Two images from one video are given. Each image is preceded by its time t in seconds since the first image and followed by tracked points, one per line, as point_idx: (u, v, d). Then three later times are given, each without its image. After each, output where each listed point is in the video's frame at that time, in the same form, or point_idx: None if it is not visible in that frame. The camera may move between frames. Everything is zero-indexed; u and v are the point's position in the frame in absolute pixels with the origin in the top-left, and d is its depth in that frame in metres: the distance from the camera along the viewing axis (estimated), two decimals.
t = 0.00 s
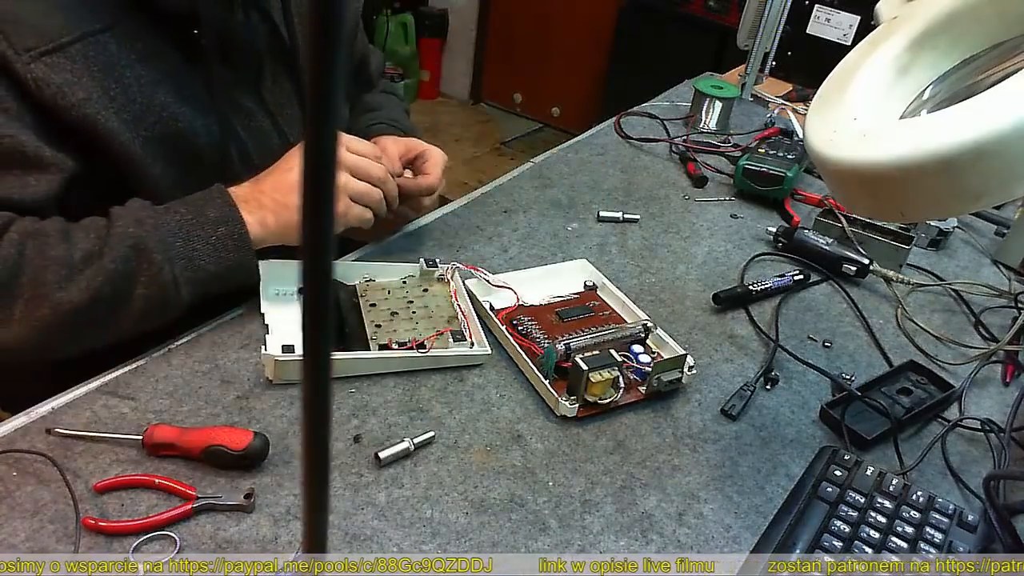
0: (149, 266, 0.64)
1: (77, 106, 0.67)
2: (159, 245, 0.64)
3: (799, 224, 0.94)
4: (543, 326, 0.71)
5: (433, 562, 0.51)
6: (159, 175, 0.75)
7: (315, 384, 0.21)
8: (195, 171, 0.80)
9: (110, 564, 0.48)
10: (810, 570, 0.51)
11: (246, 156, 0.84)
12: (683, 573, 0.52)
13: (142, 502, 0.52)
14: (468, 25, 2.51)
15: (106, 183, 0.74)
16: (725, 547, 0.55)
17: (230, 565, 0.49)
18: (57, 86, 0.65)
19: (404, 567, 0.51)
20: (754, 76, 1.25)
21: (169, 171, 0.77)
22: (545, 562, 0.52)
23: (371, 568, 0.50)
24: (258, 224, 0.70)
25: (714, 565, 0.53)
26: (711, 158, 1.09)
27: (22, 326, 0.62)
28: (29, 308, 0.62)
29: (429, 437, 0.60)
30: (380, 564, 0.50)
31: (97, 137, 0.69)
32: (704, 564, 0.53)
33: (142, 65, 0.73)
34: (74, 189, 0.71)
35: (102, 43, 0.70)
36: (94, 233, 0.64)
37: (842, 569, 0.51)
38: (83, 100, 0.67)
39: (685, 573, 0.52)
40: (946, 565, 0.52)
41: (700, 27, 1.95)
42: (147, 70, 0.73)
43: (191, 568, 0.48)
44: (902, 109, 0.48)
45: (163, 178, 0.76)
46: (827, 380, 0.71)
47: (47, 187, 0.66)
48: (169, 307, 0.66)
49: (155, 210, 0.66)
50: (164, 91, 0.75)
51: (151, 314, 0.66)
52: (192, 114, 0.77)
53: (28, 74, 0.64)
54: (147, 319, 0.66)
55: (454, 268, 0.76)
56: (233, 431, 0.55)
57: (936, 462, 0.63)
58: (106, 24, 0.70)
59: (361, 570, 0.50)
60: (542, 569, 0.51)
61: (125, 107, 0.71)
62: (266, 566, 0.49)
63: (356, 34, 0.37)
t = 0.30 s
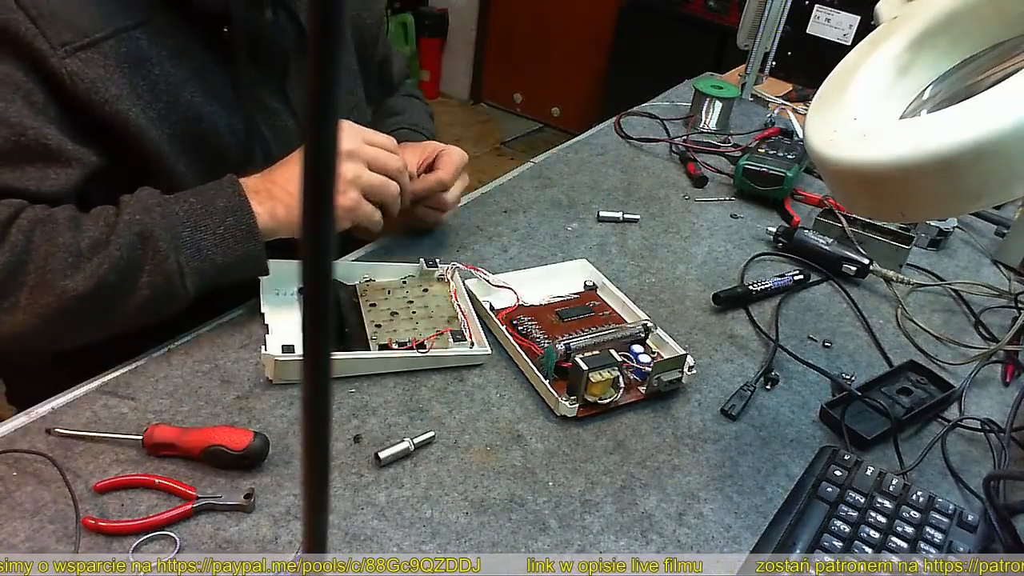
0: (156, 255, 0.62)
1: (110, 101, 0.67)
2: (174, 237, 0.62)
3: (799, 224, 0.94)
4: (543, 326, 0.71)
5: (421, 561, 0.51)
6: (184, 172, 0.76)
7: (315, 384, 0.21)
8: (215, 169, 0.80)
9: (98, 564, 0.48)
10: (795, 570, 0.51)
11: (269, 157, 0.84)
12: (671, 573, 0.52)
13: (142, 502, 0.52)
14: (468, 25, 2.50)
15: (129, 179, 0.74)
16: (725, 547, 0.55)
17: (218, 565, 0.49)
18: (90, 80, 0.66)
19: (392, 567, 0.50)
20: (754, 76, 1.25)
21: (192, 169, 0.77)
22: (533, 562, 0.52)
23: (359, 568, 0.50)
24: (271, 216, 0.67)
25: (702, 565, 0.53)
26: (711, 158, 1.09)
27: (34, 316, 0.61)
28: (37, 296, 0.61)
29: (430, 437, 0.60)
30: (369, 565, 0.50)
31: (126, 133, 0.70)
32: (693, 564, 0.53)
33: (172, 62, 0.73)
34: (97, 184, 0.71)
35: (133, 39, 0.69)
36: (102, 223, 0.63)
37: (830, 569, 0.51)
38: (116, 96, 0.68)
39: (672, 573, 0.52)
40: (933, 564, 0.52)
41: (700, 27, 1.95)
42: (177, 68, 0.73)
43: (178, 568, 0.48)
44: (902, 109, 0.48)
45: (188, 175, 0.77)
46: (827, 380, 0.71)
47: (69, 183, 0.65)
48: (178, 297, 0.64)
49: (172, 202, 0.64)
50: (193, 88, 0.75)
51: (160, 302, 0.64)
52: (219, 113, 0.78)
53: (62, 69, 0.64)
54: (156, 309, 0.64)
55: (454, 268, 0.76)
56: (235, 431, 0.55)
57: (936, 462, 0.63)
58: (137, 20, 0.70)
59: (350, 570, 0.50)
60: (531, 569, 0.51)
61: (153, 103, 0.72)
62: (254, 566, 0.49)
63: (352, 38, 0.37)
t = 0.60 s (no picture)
0: (194, 282, 0.62)
1: (92, 120, 0.67)
2: (212, 264, 0.63)
3: (799, 224, 0.94)
4: (543, 326, 0.71)
5: (408, 562, 0.51)
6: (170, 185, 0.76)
7: (315, 384, 0.21)
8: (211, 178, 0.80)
9: (85, 564, 0.48)
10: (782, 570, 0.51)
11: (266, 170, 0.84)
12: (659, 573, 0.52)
13: (142, 502, 0.52)
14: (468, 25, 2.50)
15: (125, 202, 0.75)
16: (725, 547, 0.55)
17: (205, 564, 0.49)
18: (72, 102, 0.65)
19: (380, 567, 0.50)
20: (754, 76, 1.25)
21: (182, 183, 0.77)
22: (521, 562, 0.52)
23: (347, 568, 0.50)
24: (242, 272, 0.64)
25: (690, 565, 0.53)
26: (711, 158, 1.09)
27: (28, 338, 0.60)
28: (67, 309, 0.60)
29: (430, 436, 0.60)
30: (356, 564, 0.50)
31: (113, 153, 0.70)
32: (681, 564, 0.53)
33: (165, 76, 0.73)
34: (93, 197, 0.71)
35: (121, 54, 0.69)
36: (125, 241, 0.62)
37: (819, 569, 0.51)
38: (99, 116, 0.68)
39: (661, 573, 0.52)
40: (922, 564, 0.52)
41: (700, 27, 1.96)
42: (169, 81, 0.73)
43: (166, 568, 0.48)
44: (902, 109, 0.48)
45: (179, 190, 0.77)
46: (827, 380, 0.71)
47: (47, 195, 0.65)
48: (215, 327, 0.64)
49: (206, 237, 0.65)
50: (186, 100, 0.74)
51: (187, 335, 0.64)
52: (211, 126, 0.77)
53: (45, 88, 0.64)
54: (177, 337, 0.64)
55: (455, 269, 0.77)
56: (234, 431, 0.55)
57: (936, 462, 0.63)
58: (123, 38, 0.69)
59: (337, 570, 0.50)
60: (517, 569, 0.51)
61: (140, 120, 0.71)
62: (242, 566, 0.49)
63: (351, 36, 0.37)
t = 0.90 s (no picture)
0: (218, 297, 0.62)
1: (65, 137, 0.66)
2: (234, 278, 0.63)
3: (799, 224, 0.94)
4: (543, 326, 0.71)
5: (397, 562, 0.51)
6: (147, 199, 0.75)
7: (315, 384, 0.21)
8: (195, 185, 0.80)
9: (74, 564, 0.47)
10: (772, 571, 0.51)
11: (244, 175, 0.84)
12: (647, 573, 0.52)
13: (142, 502, 0.52)
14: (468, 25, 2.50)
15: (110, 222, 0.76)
16: (725, 547, 0.55)
17: (194, 564, 0.49)
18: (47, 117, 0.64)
19: (368, 567, 0.50)
20: (754, 76, 1.25)
21: (162, 195, 0.77)
22: (509, 562, 0.52)
23: (337, 568, 0.50)
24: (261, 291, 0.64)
25: (679, 565, 0.53)
26: (711, 158, 1.09)
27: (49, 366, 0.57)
28: (92, 332, 0.59)
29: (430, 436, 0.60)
30: (346, 564, 0.50)
31: (88, 167, 0.69)
32: (669, 564, 0.53)
33: (134, 91, 0.71)
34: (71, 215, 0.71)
35: (91, 69, 0.68)
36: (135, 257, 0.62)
37: (805, 569, 0.51)
38: (71, 132, 0.66)
39: (649, 573, 0.52)
40: (910, 564, 0.51)
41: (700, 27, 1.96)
42: (139, 95, 0.72)
43: (154, 568, 0.48)
44: (902, 109, 0.48)
45: (157, 203, 0.76)
46: (827, 380, 0.71)
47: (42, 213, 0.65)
48: (233, 340, 0.64)
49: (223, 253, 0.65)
50: (157, 114, 0.73)
51: (207, 348, 0.64)
52: (185, 137, 0.76)
53: (16, 106, 0.63)
54: (197, 351, 0.64)
55: (456, 272, 0.77)
56: (234, 431, 0.55)
57: (936, 462, 0.63)
58: (90, 51, 0.68)
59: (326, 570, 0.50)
60: (506, 569, 0.51)
61: (111, 133, 0.70)
62: (230, 566, 0.49)
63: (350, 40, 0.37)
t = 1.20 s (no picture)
0: (219, 315, 0.62)
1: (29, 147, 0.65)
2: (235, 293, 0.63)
3: (799, 224, 0.94)
4: (543, 326, 0.71)
5: (385, 562, 0.51)
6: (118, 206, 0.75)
7: (315, 384, 0.21)
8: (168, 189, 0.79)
9: (64, 564, 0.47)
10: (759, 571, 0.52)
11: (218, 179, 0.83)
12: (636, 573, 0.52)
13: (142, 502, 0.52)
14: (468, 25, 2.50)
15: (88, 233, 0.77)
16: (725, 547, 0.55)
17: (183, 565, 0.49)
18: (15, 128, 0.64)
19: (357, 567, 0.50)
20: (754, 76, 1.25)
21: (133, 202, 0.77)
22: (498, 562, 0.52)
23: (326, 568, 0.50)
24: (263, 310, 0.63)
25: (667, 565, 0.53)
26: (711, 158, 1.09)
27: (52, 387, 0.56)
28: (94, 352, 0.57)
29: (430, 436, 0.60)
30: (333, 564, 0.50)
31: (56, 178, 0.69)
32: (657, 564, 0.53)
33: (95, 101, 0.70)
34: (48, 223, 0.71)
35: (54, 78, 0.67)
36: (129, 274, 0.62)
37: (794, 569, 0.51)
38: (36, 142, 0.66)
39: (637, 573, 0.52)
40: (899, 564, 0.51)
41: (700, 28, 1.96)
42: (99, 105, 0.71)
43: (142, 568, 0.48)
44: (902, 109, 0.48)
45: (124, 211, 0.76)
46: (827, 380, 0.71)
47: (20, 219, 0.65)
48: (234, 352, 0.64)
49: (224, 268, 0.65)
50: (120, 121, 0.72)
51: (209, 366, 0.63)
52: (147, 142, 0.75)
53: None
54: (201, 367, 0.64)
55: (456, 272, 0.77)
56: (234, 431, 0.55)
57: (936, 462, 0.63)
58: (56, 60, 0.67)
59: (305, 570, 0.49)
60: (495, 569, 0.51)
61: (74, 140, 0.69)
62: (219, 566, 0.49)
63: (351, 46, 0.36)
